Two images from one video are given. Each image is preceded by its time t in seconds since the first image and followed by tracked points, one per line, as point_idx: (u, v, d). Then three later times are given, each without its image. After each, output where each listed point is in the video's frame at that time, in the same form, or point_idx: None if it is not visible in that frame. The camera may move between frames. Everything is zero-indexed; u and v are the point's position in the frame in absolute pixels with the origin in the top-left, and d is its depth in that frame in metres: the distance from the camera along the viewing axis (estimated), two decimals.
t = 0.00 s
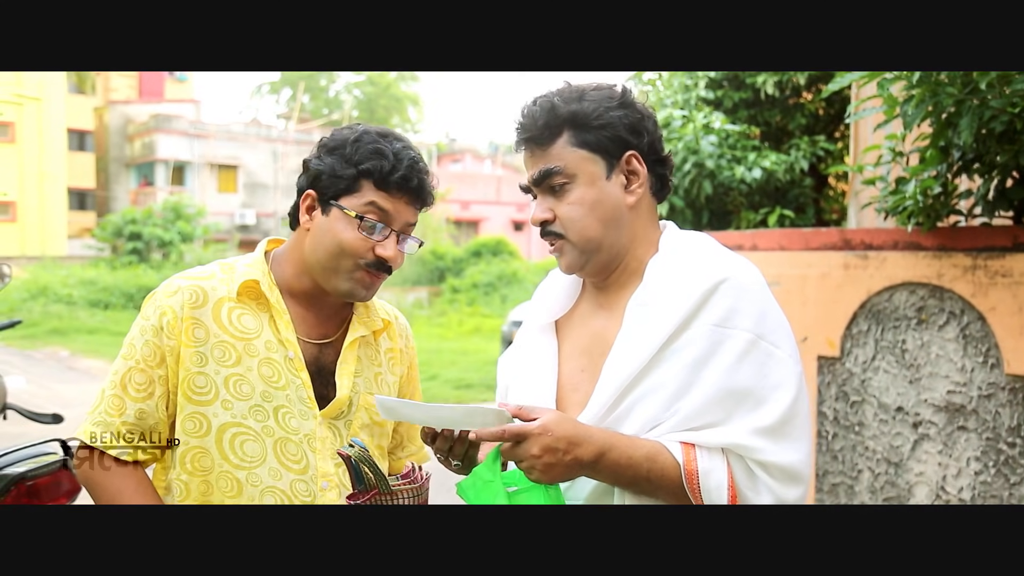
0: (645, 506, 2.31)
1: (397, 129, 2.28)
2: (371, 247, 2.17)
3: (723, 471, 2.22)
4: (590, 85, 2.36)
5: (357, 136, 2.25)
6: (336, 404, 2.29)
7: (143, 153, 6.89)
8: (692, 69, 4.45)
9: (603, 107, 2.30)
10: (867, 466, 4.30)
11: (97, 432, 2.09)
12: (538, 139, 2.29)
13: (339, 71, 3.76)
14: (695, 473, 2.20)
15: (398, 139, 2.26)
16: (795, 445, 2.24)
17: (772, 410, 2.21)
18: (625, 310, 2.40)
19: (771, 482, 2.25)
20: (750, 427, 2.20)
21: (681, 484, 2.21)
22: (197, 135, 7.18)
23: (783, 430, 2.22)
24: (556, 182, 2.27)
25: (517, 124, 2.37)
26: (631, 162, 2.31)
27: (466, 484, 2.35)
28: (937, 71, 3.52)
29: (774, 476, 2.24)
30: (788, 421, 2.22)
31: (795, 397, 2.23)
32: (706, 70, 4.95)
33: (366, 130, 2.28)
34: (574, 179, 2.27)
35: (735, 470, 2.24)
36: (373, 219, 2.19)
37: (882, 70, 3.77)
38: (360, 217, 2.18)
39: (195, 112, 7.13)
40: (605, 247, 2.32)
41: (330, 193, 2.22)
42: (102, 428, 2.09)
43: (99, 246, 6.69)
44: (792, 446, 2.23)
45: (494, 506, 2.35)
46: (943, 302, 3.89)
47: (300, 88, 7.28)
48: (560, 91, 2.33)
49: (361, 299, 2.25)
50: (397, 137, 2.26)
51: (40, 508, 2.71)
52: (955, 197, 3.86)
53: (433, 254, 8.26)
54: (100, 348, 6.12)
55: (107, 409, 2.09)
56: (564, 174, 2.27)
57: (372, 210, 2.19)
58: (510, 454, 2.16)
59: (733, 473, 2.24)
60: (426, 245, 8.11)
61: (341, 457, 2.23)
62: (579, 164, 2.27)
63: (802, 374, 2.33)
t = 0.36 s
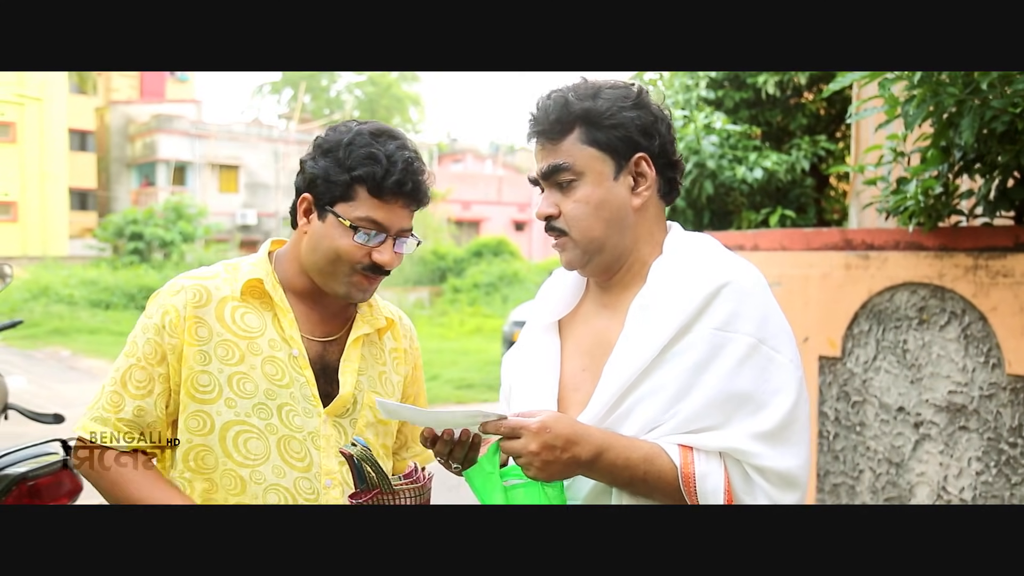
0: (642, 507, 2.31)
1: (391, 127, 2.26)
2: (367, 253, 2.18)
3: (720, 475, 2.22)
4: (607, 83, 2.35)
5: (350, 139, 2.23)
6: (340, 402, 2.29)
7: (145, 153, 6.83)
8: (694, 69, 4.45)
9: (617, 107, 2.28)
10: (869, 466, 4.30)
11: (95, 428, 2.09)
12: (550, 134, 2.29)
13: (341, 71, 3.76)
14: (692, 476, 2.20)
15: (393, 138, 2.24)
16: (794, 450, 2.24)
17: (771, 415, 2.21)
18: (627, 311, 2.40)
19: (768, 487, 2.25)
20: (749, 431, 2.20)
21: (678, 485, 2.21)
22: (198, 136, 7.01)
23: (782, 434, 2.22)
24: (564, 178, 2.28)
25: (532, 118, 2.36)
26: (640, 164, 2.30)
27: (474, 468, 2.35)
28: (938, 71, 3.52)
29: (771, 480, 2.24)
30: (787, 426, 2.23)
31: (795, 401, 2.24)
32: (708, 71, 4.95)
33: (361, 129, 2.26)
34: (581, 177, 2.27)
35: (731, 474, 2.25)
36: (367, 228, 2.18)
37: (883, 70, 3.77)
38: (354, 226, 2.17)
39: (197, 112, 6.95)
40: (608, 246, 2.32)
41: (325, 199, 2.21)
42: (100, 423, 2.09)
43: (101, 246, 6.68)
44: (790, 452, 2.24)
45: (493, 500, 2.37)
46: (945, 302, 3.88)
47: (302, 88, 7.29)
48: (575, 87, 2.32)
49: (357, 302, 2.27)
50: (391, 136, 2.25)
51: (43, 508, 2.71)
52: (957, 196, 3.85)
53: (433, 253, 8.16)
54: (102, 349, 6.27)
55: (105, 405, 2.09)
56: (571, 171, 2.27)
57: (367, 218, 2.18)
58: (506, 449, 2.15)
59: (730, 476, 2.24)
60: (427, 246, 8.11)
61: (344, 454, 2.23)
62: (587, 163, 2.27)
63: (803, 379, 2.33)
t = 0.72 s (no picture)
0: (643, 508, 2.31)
1: (396, 127, 2.26)
2: (352, 245, 2.17)
3: (722, 479, 2.22)
4: (618, 84, 2.31)
5: (355, 131, 2.25)
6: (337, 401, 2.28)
7: (145, 153, 6.81)
8: (694, 69, 4.44)
9: (631, 112, 2.26)
10: (869, 466, 4.30)
11: (134, 425, 2.05)
12: (563, 140, 2.26)
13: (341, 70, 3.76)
14: (694, 479, 2.20)
15: (397, 137, 2.25)
16: (796, 455, 2.24)
17: (775, 419, 2.21)
18: (632, 313, 2.40)
19: (769, 491, 2.25)
20: (751, 435, 2.20)
21: (680, 489, 2.21)
22: (198, 136, 6.96)
23: (785, 439, 2.22)
24: (577, 184, 2.26)
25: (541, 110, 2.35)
26: (654, 171, 2.30)
27: (478, 466, 2.39)
28: (938, 71, 3.53)
29: (773, 485, 2.24)
30: (790, 431, 2.22)
31: (799, 406, 2.23)
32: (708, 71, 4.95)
33: (367, 126, 2.27)
34: (595, 184, 2.25)
35: (733, 478, 2.25)
36: (356, 219, 2.17)
37: (884, 70, 3.77)
38: (344, 214, 2.17)
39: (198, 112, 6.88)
40: (618, 252, 2.33)
41: (321, 185, 2.22)
42: (136, 418, 2.06)
43: (101, 246, 6.70)
44: (792, 457, 2.23)
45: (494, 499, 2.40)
46: (945, 302, 3.88)
47: (302, 87, 7.13)
48: (585, 90, 2.29)
49: (338, 295, 2.27)
50: (396, 135, 2.25)
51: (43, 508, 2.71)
52: (957, 197, 3.85)
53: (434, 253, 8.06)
54: (102, 349, 6.36)
55: (138, 402, 2.06)
56: (585, 178, 2.25)
57: (357, 209, 2.17)
58: (509, 449, 2.16)
59: (731, 481, 2.24)
60: (428, 245, 8.10)
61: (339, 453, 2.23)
62: (601, 169, 2.25)
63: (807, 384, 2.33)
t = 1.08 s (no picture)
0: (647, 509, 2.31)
1: (396, 125, 2.26)
2: (359, 244, 2.17)
3: (727, 481, 2.22)
4: (637, 86, 2.29)
5: (355, 130, 2.24)
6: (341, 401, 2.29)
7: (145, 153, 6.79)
8: (694, 69, 4.44)
9: (651, 119, 2.25)
10: (869, 466, 4.30)
11: (179, 403, 2.00)
12: (580, 143, 2.23)
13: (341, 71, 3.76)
14: (699, 482, 2.20)
15: (396, 135, 2.24)
16: (801, 458, 2.25)
17: (780, 422, 2.21)
18: (638, 315, 2.40)
19: (774, 494, 2.25)
20: (756, 438, 2.21)
21: (684, 490, 2.20)
22: (199, 136, 6.99)
23: (790, 442, 2.23)
24: (592, 188, 2.25)
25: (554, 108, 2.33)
26: (669, 179, 2.31)
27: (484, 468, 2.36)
28: (939, 71, 3.53)
29: (778, 488, 2.24)
30: (795, 434, 2.23)
31: (804, 409, 2.24)
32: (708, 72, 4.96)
33: (366, 124, 2.26)
34: (611, 190, 2.25)
35: (738, 481, 2.25)
36: (361, 219, 2.17)
37: (884, 70, 3.77)
38: (348, 216, 2.17)
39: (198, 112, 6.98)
40: (628, 257, 2.34)
41: (324, 186, 2.21)
42: (180, 397, 2.01)
43: (101, 246, 6.68)
44: (797, 460, 2.24)
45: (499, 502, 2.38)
46: (945, 302, 3.88)
47: (302, 88, 7.08)
48: (604, 92, 2.26)
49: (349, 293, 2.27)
50: (395, 132, 2.24)
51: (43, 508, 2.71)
52: (957, 196, 3.85)
53: (434, 254, 8.05)
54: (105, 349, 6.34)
55: (178, 381, 2.02)
56: (601, 183, 2.24)
57: (362, 210, 2.17)
58: (515, 451, 2.17)
59: (736, 483, 2.24)
60: (428, 245, 8.09)
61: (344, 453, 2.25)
62: (618, 175, 2.24)
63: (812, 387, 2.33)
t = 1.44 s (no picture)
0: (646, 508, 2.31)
1: (401, 124, 2.25)
2: (376, 250, 2.18)
3: (727, 482, 2.22)
4: (653, 89, 2.27)
5: (361, 135, 2.22)
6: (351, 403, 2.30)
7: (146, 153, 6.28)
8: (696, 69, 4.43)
9: (665, 125, 2.23)
10: (871, 466, 4.29)
11: (194, 404, 2.00)
12: (593, 146, 2.22)
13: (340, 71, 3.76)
14: (700, 482, 2.20)
15: (402, 136, 2.24)
16: (802, 460, 2.25)
17: (781, 424, 2.21)
18: (640, 314, 2.40)
19: (775, 496, 2.25)
20: (757, 440, 2.21)
21: (685, 491, 2.20)
22: (201, 135, 6.38)
23: (792, 444, 2.23)
24: (603, 192, 2.24)
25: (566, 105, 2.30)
26: (679, 184, 2.31)
27: (484, 468, 2.36)
28: (940, 71, 3.53)
29: (779, 490, 2.24)
30: (797, 436, 2.23)
31: (805, 412, 2.24)
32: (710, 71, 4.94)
33: (371, 126, 2.25)
34: (622, 194, 2.24)
35: (739, 482, 2.25)
36: (377, 225, 2.18)
37: (885, 70, 3.76)
38: (363, 223, 2.17)
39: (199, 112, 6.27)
40: (634, 260, 2.35)
41: (336, 195, 2.21)
42: (195, 398, 2.00)
43: (103, 246, 6.45)
44: (798, 462, 2.24)
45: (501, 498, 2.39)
46: (947, 302, 3.88)
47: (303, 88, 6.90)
48: (619, 94, 2.24)
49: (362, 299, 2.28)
50: (401, 134, 2.24)
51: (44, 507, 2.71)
52: (959, 196, 3.84)
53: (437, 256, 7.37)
54: (105, 349, 6.45)
55: (193, 381, 2.01)
56: (613, 187, 2.24)
57: (378, 216, 2.18)
58: (516, 448, 2.17)
59: (737, 484, 2.24)
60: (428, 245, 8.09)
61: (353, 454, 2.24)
62: (629, 180, 2.24)
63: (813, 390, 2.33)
